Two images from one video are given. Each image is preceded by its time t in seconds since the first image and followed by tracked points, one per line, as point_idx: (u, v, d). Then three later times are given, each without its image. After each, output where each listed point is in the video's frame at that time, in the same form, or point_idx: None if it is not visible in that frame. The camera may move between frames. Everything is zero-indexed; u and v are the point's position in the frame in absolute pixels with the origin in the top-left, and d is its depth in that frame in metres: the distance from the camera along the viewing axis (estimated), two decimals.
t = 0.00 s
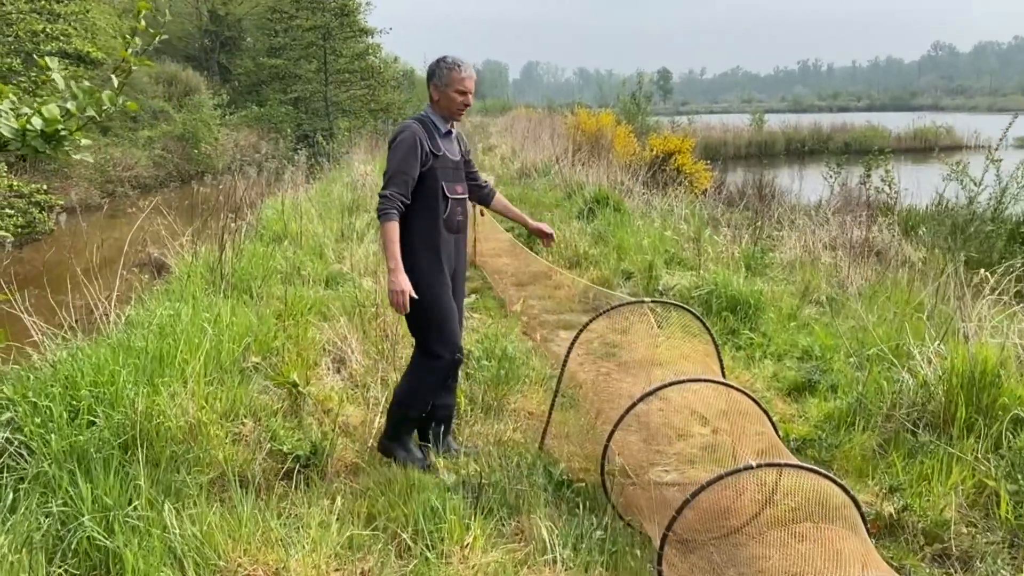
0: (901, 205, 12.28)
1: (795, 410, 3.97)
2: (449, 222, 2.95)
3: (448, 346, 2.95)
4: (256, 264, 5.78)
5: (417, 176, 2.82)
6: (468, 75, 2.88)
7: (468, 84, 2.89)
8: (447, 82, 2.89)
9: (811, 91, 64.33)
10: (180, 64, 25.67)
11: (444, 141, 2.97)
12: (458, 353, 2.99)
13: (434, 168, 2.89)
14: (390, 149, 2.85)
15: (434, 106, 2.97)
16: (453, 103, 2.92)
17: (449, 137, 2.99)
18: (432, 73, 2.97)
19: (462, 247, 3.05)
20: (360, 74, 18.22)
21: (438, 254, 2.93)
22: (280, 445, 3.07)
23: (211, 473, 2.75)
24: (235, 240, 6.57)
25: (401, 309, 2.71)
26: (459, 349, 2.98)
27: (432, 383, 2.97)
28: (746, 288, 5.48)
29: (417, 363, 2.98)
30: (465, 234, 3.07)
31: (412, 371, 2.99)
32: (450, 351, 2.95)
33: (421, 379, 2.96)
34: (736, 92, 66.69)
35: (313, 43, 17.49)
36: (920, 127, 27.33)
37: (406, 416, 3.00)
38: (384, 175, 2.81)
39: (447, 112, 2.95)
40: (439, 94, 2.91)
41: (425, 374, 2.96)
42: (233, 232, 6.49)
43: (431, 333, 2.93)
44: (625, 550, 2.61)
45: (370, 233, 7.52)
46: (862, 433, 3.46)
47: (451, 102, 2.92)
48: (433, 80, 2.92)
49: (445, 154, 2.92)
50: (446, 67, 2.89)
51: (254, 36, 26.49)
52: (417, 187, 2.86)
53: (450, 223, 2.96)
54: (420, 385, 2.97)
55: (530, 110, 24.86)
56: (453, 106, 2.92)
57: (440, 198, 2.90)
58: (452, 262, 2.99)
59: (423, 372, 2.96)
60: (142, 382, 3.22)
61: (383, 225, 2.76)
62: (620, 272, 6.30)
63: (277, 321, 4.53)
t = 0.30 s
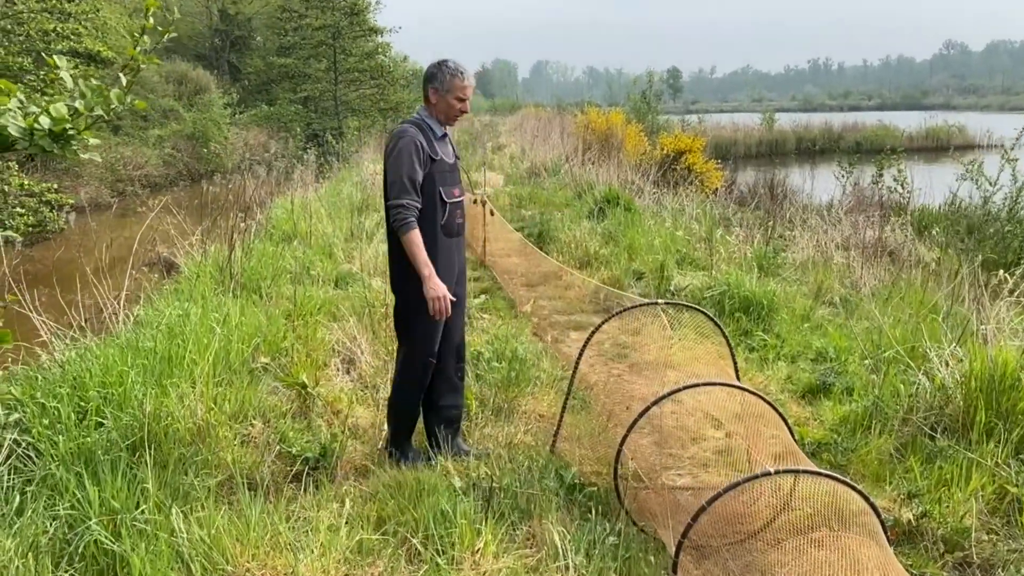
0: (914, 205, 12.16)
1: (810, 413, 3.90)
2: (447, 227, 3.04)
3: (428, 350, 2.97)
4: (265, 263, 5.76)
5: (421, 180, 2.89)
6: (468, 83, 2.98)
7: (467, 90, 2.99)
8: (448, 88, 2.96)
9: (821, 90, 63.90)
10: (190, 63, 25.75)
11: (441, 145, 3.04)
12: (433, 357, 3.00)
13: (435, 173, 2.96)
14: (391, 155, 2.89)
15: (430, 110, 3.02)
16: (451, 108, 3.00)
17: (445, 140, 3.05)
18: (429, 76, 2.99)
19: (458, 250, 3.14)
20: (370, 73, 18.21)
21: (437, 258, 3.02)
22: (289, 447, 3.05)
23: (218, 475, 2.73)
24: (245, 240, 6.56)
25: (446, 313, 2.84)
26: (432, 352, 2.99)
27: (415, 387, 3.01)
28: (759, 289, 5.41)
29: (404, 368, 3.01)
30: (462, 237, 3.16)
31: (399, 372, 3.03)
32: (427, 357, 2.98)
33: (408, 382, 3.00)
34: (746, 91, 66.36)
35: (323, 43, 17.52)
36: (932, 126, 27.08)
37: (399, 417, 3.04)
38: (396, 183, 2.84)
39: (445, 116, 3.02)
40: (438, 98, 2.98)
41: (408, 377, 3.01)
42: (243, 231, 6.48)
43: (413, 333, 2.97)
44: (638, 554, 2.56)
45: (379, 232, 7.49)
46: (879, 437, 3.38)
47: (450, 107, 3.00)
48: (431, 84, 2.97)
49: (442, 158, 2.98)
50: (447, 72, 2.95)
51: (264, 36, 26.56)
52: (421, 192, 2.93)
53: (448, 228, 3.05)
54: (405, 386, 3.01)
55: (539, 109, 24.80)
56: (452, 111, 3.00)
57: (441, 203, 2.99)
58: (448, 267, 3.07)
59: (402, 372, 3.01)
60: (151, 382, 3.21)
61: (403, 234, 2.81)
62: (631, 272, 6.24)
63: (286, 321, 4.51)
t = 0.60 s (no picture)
0: (928, 207, 12.00)
1: (821, 419, 3.83)
2: (427, 237, 3.06)
3: (405, 358, 2.98)
4: (272, 264, 5.74)
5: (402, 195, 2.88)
6: (445, 95, 2.91)
7: (446, 102, 2.95)
8: (424, 100, 2.91)
9: (833, 90, 63.44)
10: (202, 63, 25.85)
11: (418, 156, 3.02)
12: (416, 362, 3.02)
13: (414, 186, 2.96)
14: (371, 173, 2.87)
15: (406, 122, 2.98)
16: (427, 120, 2.94)
17: (421, 150, 3.03)
18: (405, 88, 2.92)
19: (440, 257, 3.17)
20: (380, 73, 18.24)
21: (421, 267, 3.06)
22: (291, 454, 3.01)
23: (217, 483, 2.69)
24: (252, 240, 6.54)
25: (454, 324, 2.84)
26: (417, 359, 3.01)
27: (396, 393, 3.01)
28: (770, 292, 5.33)
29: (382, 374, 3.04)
30: (443, 243, 3.18)
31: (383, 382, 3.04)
32: (407, 363, 2.99)
33: (395, 392, 3.01)
34: (757, 91, 66.01)
35: (333, 43, 17.56)
36: (945, 127, 26.81)
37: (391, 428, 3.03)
38: (381, 203, 2.83)
39: (422, 128, 2.98)
40: (414, 111, 2.93)
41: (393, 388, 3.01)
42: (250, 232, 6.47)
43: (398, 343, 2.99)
44: (644, 566, 2.51)
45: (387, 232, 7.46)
46: (891, 445, 3.31)
47: (428, 119, 2.95)
48: (406, 97, 2.92)
49: (419, 170, 2.97)
50: (423, 84, 2.89)
51: (275, 36, 26.67)
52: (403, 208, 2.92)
53: (428, 237, 3.07)
54: (391, 396, 3.01)
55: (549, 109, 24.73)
56: (430, 123, 2.96)
57: (419, 215, 3.00)
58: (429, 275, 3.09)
59: (387, 383, 3.01)
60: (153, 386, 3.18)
61: (398, 253, 2.81)
62: (640, 274, 6.17)
63: (291, 322, 4.47)
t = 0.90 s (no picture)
0: (943, 210, 11.82)
1: (830, 429, 3.72)
2: (409, 236, 2.95)
3: (394, 364, 2.92)
4: (274, 266, 5.69)
5: (379, 196, 2.80)
6: (425, 90, 2.83)
7: (427, 98, 2.86)
8: (404, 97, 2.83)
9: (847, 91, 62.95)
10: (214, 63, 25.95)
11: (400, 154, 2.93)
12: (405, 366, 2.95)
13: (393, 185, 2.87)
14: (347, 173, 2.79)
15: (387, 119, 2.90)
16: (408, 117, 2.86)
17: (402, 148, 2.95)
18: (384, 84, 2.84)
19: (425, 256, 3.08)
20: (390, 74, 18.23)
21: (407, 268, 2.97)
22: (282, 462, 2.94)
23: (203, 492, 2.62)
24: (256, 241, 6.50)
25: (397, 334, 2.81)
26: (406, 361, 2.94)
27: (386, 403, 2.94)
28: (779, 296, 5.21)
29: (377, 384, 2.96)
30: (427, 243, 3.08)
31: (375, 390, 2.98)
32: (397, 369, 2.93)
33: (387, 400, 2.94)
34: (770, 93, 65.59)
35: (344, 43, 17.57)
36: (960, 129, 26.49)
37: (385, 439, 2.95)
38: (349, 204, 2.77)
39: (403, 125, 2.90)
40: (394, 108, 2.85)
41: (385, 397, 2.94)
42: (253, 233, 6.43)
43: (387, 349, 2.91)
44: None
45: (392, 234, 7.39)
46: (902, 457, 3.19)
47: (409, 116, 2.87)
48: (386, 94, 2.84)
49: (398, 168, 2.88)
50: (402, 80, 2.82)
51: (288, 37, 26.78)
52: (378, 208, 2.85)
53: (412, 236, 2.97)
54: (385, 404, 2.94)
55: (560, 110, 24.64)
56: (412, 120, 2.87)
57: (399, 215, 2.90)
58: (414, 276, 2.99)
59: (384, 393, 2.93)
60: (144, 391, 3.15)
61: (359, 257, 2.75)
62: (646, 278, 6.03)
63: (289, 325, 4.42)
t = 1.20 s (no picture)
0: (957, 215, 11.61)
1: (838, 446, 3.59)
2: (402, 247, 2.84)
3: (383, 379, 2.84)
4: (272, 273, 5.62)
5: (367, 202, 2.71)
6: (424, 96, 2.73)
7: (426, 104, 2.76)
8: (403, 102, 2.73)
9: (859, 94, 62.48)
10: (224, 65, 26.00)
11: (396, 161, 2.84)
12: (397, 382, 2.87)
13: (386, 192, 2.77)
14: (336, 177, 2.72)
15: (385, 124, 2.81)
16: (407, 124, 2.77)
17: (400, 155, 2.85)
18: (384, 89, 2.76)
19: (422, 268, 2.96)
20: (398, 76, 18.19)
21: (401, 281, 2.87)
22: (267, 479, 2.85)
23: (184, 515, 2.54)
24: (257, 246, 6.44)
25: (361, 348, 2.71)
26: (397, 377, 2.85)
27: (375, 420, 2.85)
28: (787, 306, 5.07)
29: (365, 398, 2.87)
30: (425, 254, 2.96)
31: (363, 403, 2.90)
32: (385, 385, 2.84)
33: (373, 416, 2.84)
34: (781, 95, 65.22)
35: (353, 45, 17.56)
36: (973, 132, 26.18)
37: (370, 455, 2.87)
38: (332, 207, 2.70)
39: (402, 133, 2.80)
40: (393, 114, 2.76)
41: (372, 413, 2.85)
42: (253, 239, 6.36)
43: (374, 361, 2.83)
44: None
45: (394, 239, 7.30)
46: (913, 479, 3.06)
47: (409, 123, 2.77)
48: (384, 98, 2.75)
49: (391, 175, 2.78)
50: (401, 85, 2.72)
51: (298, 39, 26.86)
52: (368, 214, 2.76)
53: (406, 246, 2.86)
54: (373, 420, 2.85)
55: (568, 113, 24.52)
56: (411, 127, 2.78)
57: (390, 223, 2.79)
58: (408, 288, 2.87)
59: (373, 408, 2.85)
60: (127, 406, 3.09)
61: (337, 262, 2.68)
62: (651, 286, 5.88)
63: (284, 335, 4.34)
